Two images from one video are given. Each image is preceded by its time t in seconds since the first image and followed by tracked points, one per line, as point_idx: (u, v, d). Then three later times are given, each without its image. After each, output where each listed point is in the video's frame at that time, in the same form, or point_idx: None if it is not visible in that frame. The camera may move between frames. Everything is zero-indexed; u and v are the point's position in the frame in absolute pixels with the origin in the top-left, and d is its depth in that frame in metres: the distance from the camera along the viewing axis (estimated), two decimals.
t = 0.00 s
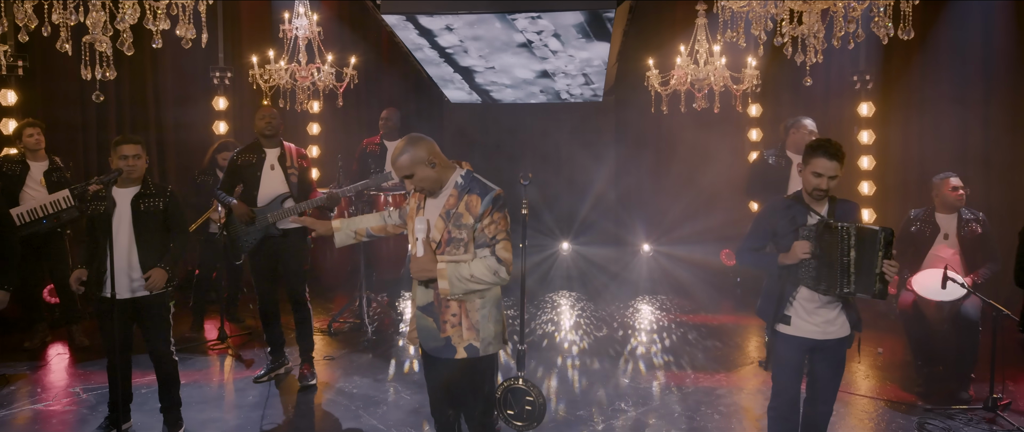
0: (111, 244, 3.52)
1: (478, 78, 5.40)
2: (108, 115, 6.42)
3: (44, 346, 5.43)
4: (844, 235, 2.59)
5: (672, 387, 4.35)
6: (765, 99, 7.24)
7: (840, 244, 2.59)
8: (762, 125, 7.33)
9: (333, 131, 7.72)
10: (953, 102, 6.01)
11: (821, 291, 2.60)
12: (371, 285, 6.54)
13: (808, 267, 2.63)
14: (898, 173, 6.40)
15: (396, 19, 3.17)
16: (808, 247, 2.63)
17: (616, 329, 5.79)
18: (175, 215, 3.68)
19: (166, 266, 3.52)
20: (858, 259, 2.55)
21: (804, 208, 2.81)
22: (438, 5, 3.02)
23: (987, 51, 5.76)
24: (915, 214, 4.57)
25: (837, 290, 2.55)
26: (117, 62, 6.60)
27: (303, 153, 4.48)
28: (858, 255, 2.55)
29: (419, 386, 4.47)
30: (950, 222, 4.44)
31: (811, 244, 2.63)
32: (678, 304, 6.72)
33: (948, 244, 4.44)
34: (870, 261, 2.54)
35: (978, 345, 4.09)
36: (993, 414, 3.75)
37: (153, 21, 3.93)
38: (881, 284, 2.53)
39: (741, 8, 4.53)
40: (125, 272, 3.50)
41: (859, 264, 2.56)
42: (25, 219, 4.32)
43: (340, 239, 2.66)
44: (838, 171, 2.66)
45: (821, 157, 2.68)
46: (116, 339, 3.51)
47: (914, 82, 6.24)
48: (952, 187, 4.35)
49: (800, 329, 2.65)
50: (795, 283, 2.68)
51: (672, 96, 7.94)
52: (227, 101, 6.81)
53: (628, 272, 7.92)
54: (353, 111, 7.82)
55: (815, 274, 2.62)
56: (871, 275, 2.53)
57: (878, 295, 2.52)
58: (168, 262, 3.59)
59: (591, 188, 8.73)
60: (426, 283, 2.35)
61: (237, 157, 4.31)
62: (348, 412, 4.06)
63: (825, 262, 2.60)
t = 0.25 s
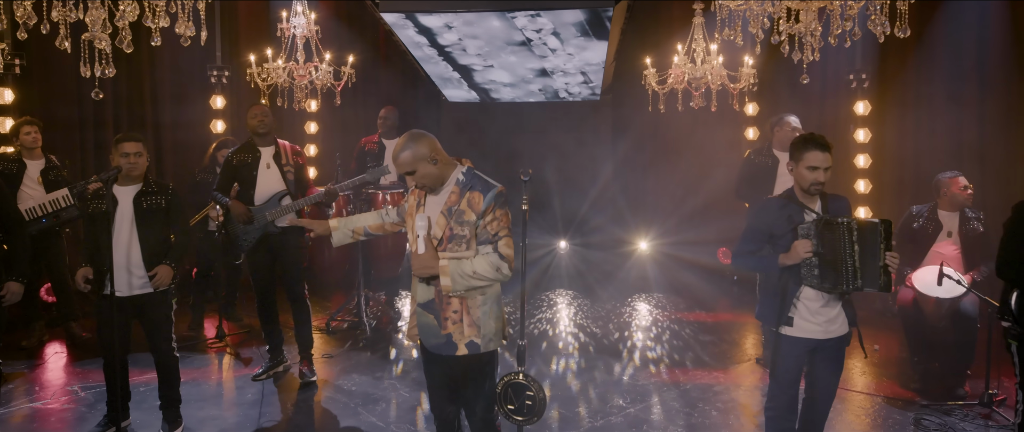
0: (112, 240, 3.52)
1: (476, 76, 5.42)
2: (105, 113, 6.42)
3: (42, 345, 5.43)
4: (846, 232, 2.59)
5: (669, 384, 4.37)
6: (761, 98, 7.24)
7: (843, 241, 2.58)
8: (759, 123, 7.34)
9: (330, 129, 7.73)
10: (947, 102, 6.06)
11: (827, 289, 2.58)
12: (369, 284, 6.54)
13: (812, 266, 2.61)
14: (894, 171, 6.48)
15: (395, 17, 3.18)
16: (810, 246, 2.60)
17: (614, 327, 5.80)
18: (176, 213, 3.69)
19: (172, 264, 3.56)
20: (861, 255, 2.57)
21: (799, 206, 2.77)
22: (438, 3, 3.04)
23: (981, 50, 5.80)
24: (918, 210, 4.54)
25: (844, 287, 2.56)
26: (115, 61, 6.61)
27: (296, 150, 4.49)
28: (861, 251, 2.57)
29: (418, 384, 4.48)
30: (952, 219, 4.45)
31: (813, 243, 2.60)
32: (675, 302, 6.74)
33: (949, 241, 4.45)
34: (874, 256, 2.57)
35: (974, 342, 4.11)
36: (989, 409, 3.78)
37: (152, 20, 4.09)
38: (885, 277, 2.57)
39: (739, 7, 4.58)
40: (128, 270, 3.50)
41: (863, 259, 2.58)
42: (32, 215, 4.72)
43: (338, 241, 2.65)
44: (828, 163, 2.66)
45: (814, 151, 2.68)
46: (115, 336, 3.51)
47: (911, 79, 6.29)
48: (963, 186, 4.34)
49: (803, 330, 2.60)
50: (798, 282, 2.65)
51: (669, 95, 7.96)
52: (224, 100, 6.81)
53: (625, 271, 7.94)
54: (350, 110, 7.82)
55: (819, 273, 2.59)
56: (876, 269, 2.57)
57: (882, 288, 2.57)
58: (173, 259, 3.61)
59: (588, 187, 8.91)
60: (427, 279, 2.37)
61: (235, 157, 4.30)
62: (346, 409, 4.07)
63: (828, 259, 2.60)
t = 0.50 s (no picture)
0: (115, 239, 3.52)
1: (475, 75, 5.44)
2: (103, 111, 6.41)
3: (40, 343, 5.42)
4: (838, 228, 2.59)
5: (668, 381, 4.39)
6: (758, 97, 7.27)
7: (836, 237, 2.58)
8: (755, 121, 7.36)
9: (328, 128, 7.74)
10: (942, 101, 6.11)
11: (821, 286, 2.58)
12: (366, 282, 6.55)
13: (805, 263, 2.61)
14: (889, 169, 6.54)
15: (394, 13, 3.18)
16: (803, 242, 2.58)
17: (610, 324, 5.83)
18: (177, 210, 3.69)
19: (175, 261, 3.58)
20: (854, 251, 2.58)
21: (791, 203, 2.77)
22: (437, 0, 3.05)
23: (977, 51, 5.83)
24: (916, 208, 4.55)
25: (837, 283, 2.55)
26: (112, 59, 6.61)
27: (294, 148, 4.41)
28: (854, 246, 2.58)
29: (416, 381, 4.49)
30: (948, 216, 4.46)
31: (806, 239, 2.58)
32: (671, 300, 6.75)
33: (946, 239, 4.50)
34: (868, 252, 2.59)
35: (968, 338, 4.14)
36: (984, 405, 3.80)
37: (151, 16, 4.14)
38: (879, 273, 2.58)
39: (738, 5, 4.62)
40: (132, 268, 3.51)
41: (856, 255, 2.59)
42: (31, 215, 4.52)
43: (338, 242, 2.64)
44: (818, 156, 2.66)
45: (800, 144, 2.69)
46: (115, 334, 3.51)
47: (907, 77, 6.34)
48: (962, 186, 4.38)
49: (798, 329, 2.60)
50: (792, 278, 2.66)
51: (666, 93, 7.99)
52: (222, 99, 6.82)
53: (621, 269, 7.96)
54: (347, 108, 7.82)
55: (813, 270, 2.59)
56: (869, 265, 2.59)
57: (876, 283, 2.59)
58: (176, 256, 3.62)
59: (594, 180, 8.93)
60: (428, 276, 2.36)
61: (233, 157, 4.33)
62: (345, 407, 4.08)
63: (820, 255, 2.60)
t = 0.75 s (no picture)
0: (114, 236, 3.51)
1: (483, 82, 5.47)
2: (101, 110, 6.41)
3: (38, 342, 5.42)
4: (828, 225, 2.58)
5: (666, 379, 4.41)
6: (755, 96, 7.30)
7: (824, 235, 2.58)
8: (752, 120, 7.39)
9: (327, 127, 7.75)
10: (937, 100, 6.17)
11: (811, 284, 2.57)
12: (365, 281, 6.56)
13: (794, 262, 2.60)
14: (885, 168, 6.56)
15: (392, 13, 3.18)
16: (791, 241, 2.58)
17: (608, 322, 5.86)
18: (175, 208, 3.68)
19: (173, 259, 3.57)
20: (844, 248, 2.58)
21: (780, 202, 2.75)
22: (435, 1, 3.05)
23: (972, 53, 5.87)
24: (910, 207, 4.60)
25: (828, 282, 2.55)
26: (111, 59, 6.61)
27: (293, 147, 4.32)
28: (844, 243, 2.58)
29: (415, 379, 4.50)
30: (943, 214, 4.47)
31: (795, 238, 2.58)
32: (668, 298, 6.78)
33: (942, 236, 4.49)
34: (858, 249, 2.59)
35: (964, 335, 4.17)
36: (980, 401, 3.83)
37: (149, 14, 4.15)
38: (871, 270, 2.57)
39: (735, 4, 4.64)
40: (131, 266, 3.51)
41: (846, 252, 2.59)
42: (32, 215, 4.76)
43: (341, 253, 2.62)
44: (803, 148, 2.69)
45: (785, 141, 2.73)
46: (114, 332, 3.50)
47: (903, 76, 6.37)
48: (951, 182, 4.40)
49: (791, 329, 2.61)
50: (782, 278, 2.65)
51: (664, 92, 8.01)
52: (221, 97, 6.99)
53: (619, 267, 8.00)
54: (346, 107, 7.83)
55: (802, 268, 2.59)
56: (860, 262, 2.58)
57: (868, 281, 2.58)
58: (174, 255, 3.61)
59: (593, 179, 9.14)
60: (433, 276, 2.35)
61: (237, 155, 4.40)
62: (344, 405, 4.08)
63: (810, 254, 2.59)
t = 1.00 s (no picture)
0: (111, 234, 3.51)
1: (480, 81, 5.49)
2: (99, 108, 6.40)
3: (37, 341, 5.41)
4: (816, 224, 2.55)
5: (664, 376, 4.43)
6: (752, 95, 7.35)
7: (813, 235, 2.55)
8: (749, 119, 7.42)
9: (325, 126, 7.77)
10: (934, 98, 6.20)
11: (802, 284, 2.58)
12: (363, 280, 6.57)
13: (785, 261, 2.61)
14: (882, 166, 6.59)
15: (390, 11, 3.17)
16: (782, 241, 2.59)
17: (606, 320, 5.89)
18: (173, 206, 3.70)
19: (170, 257, 3.57)
20: (834, 246, 2.54)
21: (769, 201, 2.77)
22: None
23: (969, 53, 5.91)
24: (897, 207, 4.67)
25: (818, 282, 2.54)
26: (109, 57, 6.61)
27: (297, 146, 4.31)
28: (833, 242, 2.54)
29: (414, 376, 4.51)
30: (931, 213, 4.55)
31: (785, 238, 2.59)
32: (667, 296, 6.82)
33: (933, 234, 4.53)
34: (848, 248, 2.54)
35: (959, 331, 4.20)
36: (976, 397, 3.86)
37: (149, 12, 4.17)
38: (863, 268, 2.54)
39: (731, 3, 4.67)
40: (129, 263, 3.52)
41: (837, 250, 2.55)
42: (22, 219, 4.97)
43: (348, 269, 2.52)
44: (786, 142, 2.73)
45: (768, 137, 2.78)
46: (113, 330, 3.51)
47: (898, 75, 6.40)
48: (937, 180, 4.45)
49: (784, 329, 2.62)
50: (774, 279, 2.66)
51: (661, 91, 8.03)
52: (218, 96, 6.84)
53: (618, 265, 8.04)
54: (344, 106, 7.85)
55: (793, 268, 2.59)
56: (851, 261, 2.55)
57: (860, 279, 2.54)
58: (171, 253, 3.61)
59: (592, 177, 9.24)
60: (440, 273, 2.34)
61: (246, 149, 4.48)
62: (344, 402, 4.10)
63: (800, 255, 2.58)
